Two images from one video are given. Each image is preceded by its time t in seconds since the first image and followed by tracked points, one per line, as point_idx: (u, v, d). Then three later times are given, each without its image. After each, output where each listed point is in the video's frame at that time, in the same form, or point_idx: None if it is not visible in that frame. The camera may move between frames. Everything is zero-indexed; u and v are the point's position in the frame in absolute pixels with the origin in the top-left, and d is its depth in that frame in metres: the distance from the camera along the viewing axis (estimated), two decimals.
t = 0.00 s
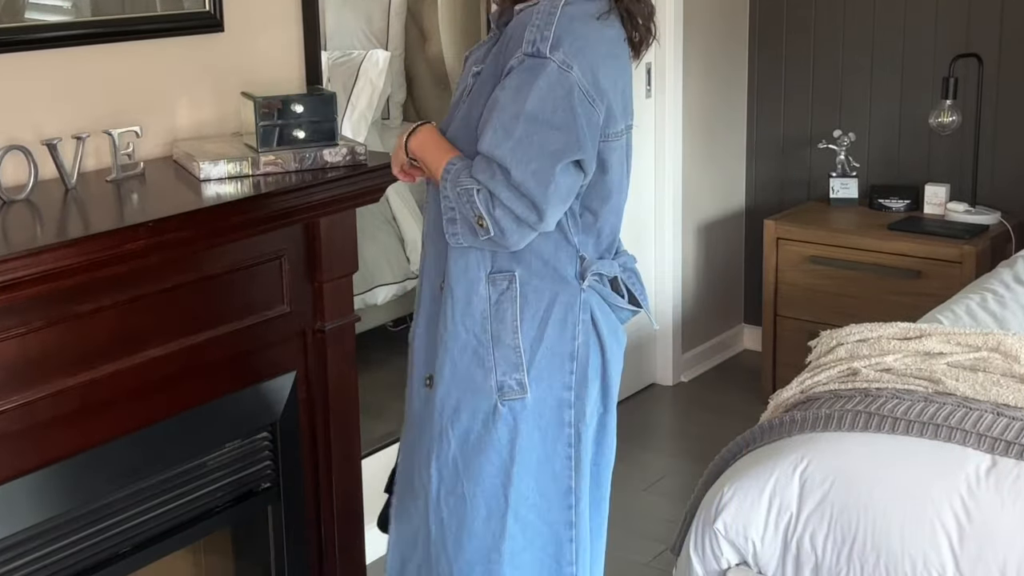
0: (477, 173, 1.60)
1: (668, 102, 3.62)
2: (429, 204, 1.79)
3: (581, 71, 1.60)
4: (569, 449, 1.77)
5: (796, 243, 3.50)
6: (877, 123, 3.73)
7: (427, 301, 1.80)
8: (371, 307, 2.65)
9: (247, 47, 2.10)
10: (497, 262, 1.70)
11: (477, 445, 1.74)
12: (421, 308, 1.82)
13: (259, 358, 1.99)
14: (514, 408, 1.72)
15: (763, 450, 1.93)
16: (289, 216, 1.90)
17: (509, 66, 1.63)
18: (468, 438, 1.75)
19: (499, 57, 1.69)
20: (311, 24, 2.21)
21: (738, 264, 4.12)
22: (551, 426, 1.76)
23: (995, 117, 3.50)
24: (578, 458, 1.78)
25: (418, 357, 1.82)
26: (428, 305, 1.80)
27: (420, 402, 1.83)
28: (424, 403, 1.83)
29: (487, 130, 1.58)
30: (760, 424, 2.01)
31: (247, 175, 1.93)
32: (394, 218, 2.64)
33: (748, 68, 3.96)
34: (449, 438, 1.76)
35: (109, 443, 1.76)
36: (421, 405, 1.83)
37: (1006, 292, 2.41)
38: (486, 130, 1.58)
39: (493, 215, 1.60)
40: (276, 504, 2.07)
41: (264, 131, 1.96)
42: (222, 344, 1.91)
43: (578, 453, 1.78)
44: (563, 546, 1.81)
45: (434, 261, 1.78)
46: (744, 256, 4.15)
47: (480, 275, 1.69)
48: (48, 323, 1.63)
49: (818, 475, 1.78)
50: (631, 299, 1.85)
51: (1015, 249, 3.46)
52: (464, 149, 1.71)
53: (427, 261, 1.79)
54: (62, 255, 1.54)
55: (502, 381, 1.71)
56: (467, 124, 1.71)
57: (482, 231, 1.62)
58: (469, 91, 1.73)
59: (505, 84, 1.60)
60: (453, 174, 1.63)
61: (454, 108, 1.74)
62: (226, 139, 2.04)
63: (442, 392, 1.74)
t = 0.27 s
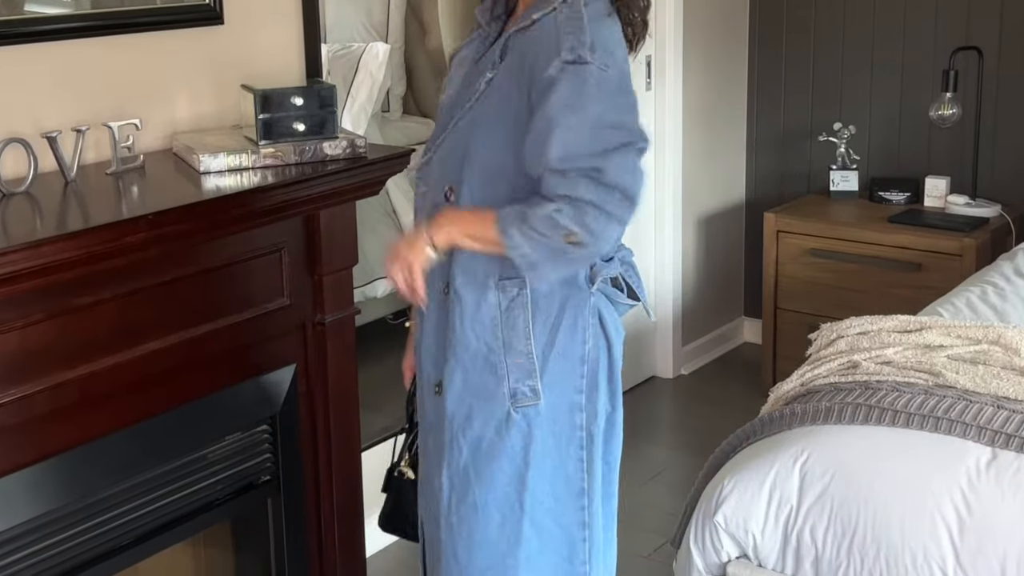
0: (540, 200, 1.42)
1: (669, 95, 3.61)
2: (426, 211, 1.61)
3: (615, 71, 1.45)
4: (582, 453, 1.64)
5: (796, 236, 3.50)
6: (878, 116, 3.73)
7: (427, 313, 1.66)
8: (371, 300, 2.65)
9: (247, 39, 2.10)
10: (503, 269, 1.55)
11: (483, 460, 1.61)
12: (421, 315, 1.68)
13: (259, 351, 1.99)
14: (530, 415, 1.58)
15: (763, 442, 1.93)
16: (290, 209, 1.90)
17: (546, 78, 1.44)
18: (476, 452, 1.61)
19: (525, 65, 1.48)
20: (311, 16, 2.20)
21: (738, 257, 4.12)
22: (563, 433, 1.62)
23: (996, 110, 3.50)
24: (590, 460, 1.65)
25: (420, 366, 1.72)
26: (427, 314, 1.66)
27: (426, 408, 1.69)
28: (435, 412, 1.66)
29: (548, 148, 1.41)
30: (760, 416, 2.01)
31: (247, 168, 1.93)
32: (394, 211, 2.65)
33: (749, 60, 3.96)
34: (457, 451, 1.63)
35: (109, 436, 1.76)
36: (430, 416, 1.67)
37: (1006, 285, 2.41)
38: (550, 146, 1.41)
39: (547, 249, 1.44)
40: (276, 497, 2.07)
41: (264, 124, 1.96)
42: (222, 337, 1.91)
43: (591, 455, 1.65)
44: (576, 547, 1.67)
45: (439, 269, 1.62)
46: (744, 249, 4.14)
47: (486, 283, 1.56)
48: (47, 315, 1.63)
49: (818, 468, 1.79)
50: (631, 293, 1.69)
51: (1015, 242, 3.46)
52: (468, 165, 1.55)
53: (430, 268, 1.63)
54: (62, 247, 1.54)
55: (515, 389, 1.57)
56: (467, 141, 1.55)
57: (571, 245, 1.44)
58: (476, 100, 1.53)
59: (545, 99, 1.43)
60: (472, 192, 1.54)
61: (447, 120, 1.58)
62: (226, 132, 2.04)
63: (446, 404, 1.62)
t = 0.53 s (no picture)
0: (685, 185, 1.26)
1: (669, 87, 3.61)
2: (451, 210, 1.37)
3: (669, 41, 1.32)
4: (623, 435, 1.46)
5: (796, 228, 3.50)
6: (878, 108, 3.72)
7: (457, 315, 1.39)
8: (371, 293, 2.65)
9: (247, 32, 2.10)
10: (553, 245, 1.35)
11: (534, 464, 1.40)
12: (446, 314, 1.41)
13: (259, 344, 1.99)
14: (586, 407, 1.39)
15: (763, 435, 1.93)
16: (291, 202, 1.90)
17: (636, 73, 1.29)
18: (531, 457, 1.39)
19: (581, 66, 1.32)
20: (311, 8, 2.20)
21: (738, 249, 4.11)
22: (611, 417, 1.43)
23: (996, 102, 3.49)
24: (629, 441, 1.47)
25: (445, 372, 1.41)
26: (462, 314, 1.39)
27: (460, 417, 1.42)
28: (476, 425, 1.41)
29: (649, 139, 1.28)
30: (760, 410, 2.01)
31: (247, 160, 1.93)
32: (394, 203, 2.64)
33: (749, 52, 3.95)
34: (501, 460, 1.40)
35: (109, 428, 1.76)
36: (465, 428, 1.42)
37: (1005, 278, 2.41)
38: (685, 138, 1.26)
39: (676, 241, 1.25)
40: (276, 490, 2.08)
41: (264, 116, 1.96)
42: (221, 329, 1.91)
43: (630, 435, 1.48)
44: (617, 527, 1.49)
45: (478, 259, 1.37)
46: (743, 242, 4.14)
47: (537, 260, 1.35)
48: (47, 308, 1.63)
49: (818, 461, 1.79)
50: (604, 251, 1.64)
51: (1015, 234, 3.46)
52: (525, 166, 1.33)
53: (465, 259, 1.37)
54: (61, 240, 1.54)
55: (571, 379, 1.38)
56: (527, 147, 1.33)
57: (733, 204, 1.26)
58: (528, 107, 1.33)
59: (627, 94, 1.30)
60: (531, 198, 1.34)
61: (488, 130, 1.34)
62: (226, 124, 2.04)
63: (496, 412, 1.39)
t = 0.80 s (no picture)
0: (715, 160, 1.38)
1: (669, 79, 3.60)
2: (502, 215, 1.36)
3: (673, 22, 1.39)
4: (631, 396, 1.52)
5: (796, 221, 3.49)
6: (879, 101, 3.72)
7: (507, 316, 1.38)
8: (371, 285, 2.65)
9: (247, 24, 2.09)
10: (599, 234, 1.37)
11: (592, 451, 1.41)
12: (494, 318, 1.39)
13: (259, 337, 1.99)
14: (622, 374, 1.43)
15: (763, 428, 1.93)
16: (291, 194, 1.90)
17: (665, 63, 1.34)
18: (590, 438, 1.41)
19: (620, 58, 1.35)
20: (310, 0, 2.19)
21: (738, 242, 4.11)
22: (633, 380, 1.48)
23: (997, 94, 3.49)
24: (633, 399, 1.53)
25: (496, 375, 1.39)
26: (511, 313, 1.38)
27: (514, 418, 1.40)
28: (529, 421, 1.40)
29: (686, 117, 1.36)
30: (760, 403, 2.01)
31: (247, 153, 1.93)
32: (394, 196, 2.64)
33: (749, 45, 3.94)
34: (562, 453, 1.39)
35: (110, 421, 1.76)
36: (519, 427, 1.40)
37: (1006, 271, 2.40)
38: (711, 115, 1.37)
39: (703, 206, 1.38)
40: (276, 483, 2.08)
41: (264, 109, 1.96)
42: (221, 322, 1.91)
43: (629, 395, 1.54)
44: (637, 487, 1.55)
45: (529, 256, 1.37)
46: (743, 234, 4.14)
47: (587, 250, 1.36)
48: (46, 301, 1.63)
49: (818, 454, 1.79)
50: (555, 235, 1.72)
51: (1015, 227, 3.45)
52: (571, 160, 1.34)
53: (517, 257, 1.36)
54: (61, 233, 1.54)
55: (612, 352, 1.40)
56: (574, 142, 1.34)
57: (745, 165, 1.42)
58: (575, 103, 1.34)
59: (659, 78, 1.35)
60: (585, 192, 1.35)
61: (538, 129, 1.34)
62: (226, 117, 2.03)
63: (558, 406, 1.38)
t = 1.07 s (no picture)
0: (672, 179, 1.40)
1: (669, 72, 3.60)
2: (545, 211, 1.38)
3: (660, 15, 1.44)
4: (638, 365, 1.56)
5: (796, 213, 3.49)
6: (879, 94, 3.71)
7: (572, 310, 1.39)
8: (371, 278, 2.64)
9: (247, 17, 2.09)
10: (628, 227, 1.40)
11: (664, 434, 1.47)
12: (558, 316, 1.39)
13: (259, 330, 1.99)
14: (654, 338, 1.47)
15: (764, 421, 1.93)
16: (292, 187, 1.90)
17: (663, 54, 1.40)
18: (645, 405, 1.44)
19: (630, 47, 1.39)
20: None
21: (738, 234, 4.11)
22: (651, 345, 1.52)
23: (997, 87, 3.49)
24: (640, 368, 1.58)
25: (579, 371, 1.40)
26: (575, 308, 1.40)
27: (603, 410, 1.42)
28: (616, 410, 1.42)
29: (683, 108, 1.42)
30: (759, 396, 2.01)
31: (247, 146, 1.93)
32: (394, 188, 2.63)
33: (749, 37, 3.94)
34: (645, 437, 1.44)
35: (110, 413, 1.76)
36: (609, 417, 1.42)
37: (1006, 263, 2.40)
38: (675, 127, 1.41)
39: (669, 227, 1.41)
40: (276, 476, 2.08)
41: (264, 102, 1.95)
42: (222, 314, 1.91)
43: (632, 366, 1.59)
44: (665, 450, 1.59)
45: (581, 249, 1.39)
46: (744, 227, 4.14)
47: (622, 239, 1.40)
48: (45, 294, 1.63)
49: (818, 447, 1.80)
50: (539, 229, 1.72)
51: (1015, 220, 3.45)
52: (607, 153, 1.39)
53: (569, 252, 1.38)
54: (61, 226, 1.53)
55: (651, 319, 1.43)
56: (605, 132, 1.38)
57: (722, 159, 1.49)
58: (601, 90, 1.38)
59: (653, 69, 1.40)
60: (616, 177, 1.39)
61: (569, 118, 1.37)
62: (226, 110, 2.03)
63: (643, 390, 1.43)
